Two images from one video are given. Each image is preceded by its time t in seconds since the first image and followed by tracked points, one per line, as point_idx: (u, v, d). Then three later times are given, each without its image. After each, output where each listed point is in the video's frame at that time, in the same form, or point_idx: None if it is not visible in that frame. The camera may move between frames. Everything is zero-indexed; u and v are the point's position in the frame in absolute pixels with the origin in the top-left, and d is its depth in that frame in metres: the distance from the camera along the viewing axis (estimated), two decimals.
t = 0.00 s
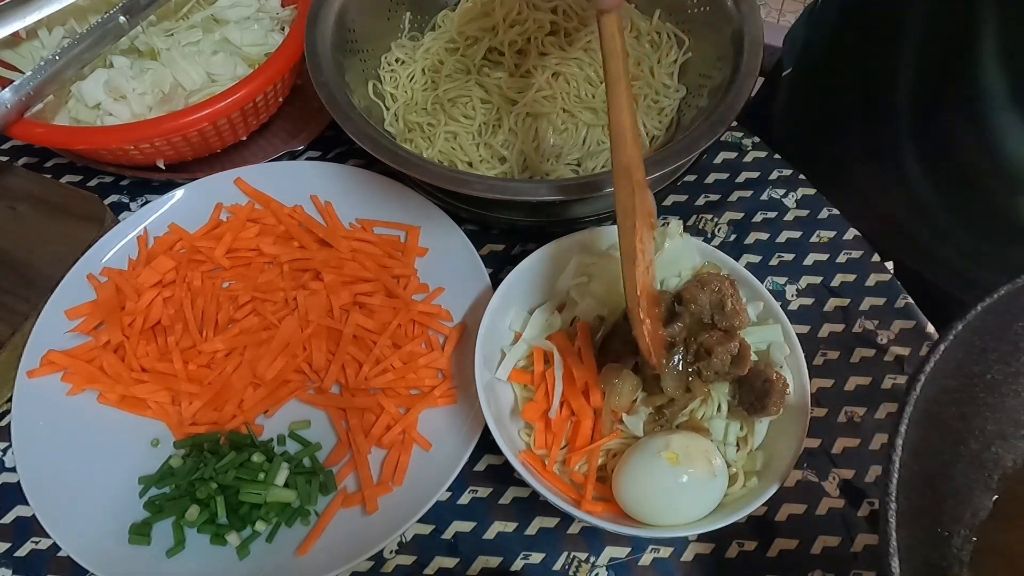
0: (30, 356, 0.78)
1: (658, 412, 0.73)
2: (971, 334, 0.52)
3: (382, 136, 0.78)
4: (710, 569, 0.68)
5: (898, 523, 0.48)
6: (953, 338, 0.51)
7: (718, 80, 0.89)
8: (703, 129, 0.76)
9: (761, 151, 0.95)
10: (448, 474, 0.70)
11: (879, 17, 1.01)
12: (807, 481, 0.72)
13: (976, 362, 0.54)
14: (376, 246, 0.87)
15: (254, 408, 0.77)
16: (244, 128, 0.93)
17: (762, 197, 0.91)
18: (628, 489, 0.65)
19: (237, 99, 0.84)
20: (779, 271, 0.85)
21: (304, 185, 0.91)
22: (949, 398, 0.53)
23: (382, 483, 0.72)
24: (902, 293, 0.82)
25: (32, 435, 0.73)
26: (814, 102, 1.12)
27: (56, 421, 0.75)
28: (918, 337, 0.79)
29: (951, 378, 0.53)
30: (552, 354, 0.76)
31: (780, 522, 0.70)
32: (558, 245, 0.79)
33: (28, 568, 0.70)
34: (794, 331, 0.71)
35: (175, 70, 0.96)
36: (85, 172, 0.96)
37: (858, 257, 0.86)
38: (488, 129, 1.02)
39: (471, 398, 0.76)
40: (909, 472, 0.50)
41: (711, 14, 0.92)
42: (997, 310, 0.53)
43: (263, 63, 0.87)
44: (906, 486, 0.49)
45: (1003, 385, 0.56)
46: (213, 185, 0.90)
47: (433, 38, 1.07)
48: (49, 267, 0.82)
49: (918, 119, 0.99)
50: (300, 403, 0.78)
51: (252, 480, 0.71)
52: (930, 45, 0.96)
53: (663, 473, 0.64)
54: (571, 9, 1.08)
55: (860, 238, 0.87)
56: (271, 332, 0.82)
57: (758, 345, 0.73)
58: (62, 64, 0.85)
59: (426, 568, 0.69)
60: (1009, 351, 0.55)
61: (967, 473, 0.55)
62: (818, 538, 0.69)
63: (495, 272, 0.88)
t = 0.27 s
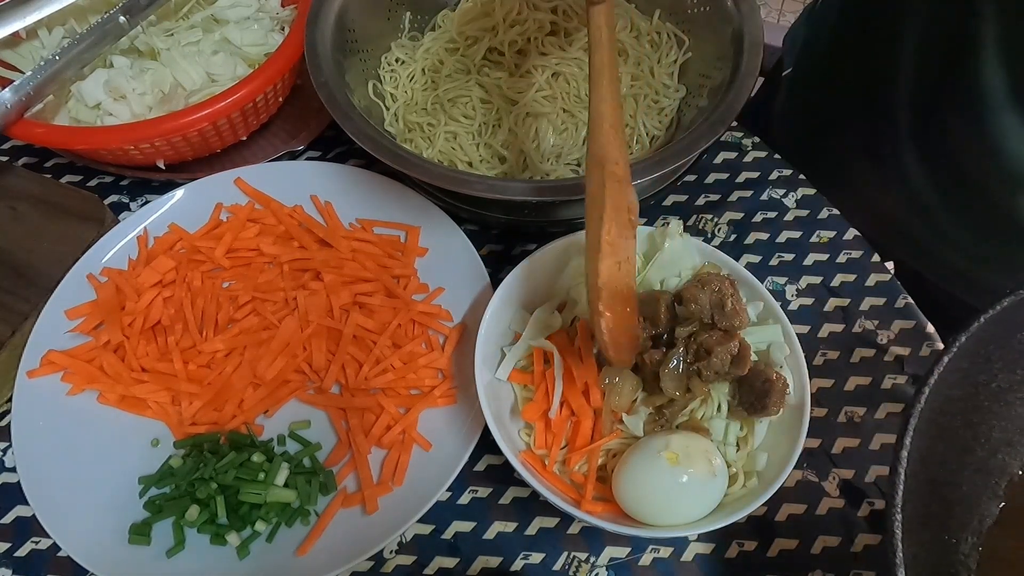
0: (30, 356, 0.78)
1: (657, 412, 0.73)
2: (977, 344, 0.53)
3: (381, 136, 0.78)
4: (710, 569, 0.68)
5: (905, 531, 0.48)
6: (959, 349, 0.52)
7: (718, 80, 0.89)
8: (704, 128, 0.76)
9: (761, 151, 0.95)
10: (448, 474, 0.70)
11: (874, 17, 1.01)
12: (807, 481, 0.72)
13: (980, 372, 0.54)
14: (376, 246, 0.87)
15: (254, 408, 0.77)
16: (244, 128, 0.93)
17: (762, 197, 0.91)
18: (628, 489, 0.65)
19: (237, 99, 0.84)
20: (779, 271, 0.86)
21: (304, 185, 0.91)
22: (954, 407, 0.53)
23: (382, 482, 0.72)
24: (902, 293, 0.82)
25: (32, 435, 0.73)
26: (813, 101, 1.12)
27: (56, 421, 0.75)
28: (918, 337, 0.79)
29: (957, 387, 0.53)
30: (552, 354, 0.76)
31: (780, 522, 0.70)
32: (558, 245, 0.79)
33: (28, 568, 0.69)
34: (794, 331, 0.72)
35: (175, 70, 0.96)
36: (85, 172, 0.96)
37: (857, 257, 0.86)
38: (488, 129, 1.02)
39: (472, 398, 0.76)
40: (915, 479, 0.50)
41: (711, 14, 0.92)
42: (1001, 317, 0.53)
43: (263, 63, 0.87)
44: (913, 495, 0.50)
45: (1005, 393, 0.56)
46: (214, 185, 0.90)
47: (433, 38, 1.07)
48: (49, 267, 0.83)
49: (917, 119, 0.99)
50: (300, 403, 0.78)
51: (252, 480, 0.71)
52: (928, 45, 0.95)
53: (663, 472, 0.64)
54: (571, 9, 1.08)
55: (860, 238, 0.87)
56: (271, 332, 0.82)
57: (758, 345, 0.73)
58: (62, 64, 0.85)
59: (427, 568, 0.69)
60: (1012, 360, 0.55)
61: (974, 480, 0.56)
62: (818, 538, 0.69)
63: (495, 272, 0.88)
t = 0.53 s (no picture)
0: (30, 356, 0.78)
1: (658, 412, 0.73)
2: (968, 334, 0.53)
3: (381, 136, 0.78)
4: (709, 569, 0.68)
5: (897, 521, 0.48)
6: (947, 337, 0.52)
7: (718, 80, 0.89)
8: (703, 129, 0.76)
9: (761, 151, 0.95)
10: (448, 474, 0.70)
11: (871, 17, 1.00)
12: (807, 481, 0.72)
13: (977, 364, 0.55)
14: (376, 246, 0.87)
15: (254, 408, 0.77)
16: (243, 128, 0.93)
17: (762, 197, 0.91)
18: (628, 488, 0.65)
19: (237, 99, 0.84)
20: (779, 271, 0.86)
21: (304, 185, 0.91)
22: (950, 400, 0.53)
23: (382, 483, 0.72)
24: (902, 293, 0.82)
25: (32, 435, 0.73)
26: (813, 101, 1.12)
27: (56, 421, 0.75)
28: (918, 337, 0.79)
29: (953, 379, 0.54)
30: (552, 354, 0.76)
31: (780, 522, 0.70)
32: (559, 245, 0.79)
33: (28, 568, 0.69)
34: (793, 329, 0.71)
35: (174, 70, 0.96)
36: (85, 172, 0.96)
37: (857, 257, 0.86)
38: (488, 129, 1.02)
39: (472, 398, 0.76)
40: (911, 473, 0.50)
41: (711, 14, 0.92)
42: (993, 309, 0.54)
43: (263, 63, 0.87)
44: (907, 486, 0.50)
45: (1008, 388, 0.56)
46: (214, 184, 0.90)
47: (433, 38, 1.07)
48: (49, 267, 0.83)
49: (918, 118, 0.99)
50: (300, 403, 0.78)
51: (252, 480, 0.71)
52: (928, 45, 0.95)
53: (663, 472, 0.64)
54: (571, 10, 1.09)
55: (860, 238, 0.87)
56: (271, 332, 0.82)
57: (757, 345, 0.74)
58: (62, 64, 0.85)
59: (426, 568, 0.69)
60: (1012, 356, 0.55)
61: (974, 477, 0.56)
62: (818, 538, 0.69)
63: (495, 271, 0.88)
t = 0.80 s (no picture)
0: (30, 356, 0.78)
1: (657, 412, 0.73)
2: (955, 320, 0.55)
3: (381, 136, 0.78)
4: (709, 570, 0.68)
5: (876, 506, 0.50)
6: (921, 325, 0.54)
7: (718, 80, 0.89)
8: (703, 128, 0.76)
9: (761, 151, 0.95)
10: (448, 474, 0.70)
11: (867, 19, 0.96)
12: (807, 481, 0.72)
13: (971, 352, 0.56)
14: (376, 246, 0.87)
15: (254, 408, 0.77)
16: (243, 128, 0.93)
17: (762, 197, 0.91)
18: (628, 488, 0.65)
19: (237, 99, 0.84)
20: (779, 271, 0.85)
21: (304, 185, 0.91)
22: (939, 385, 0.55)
23: (382, 483, 0.72)
24: (902, 293, 0.82)
25: (32, 435, 0.73)
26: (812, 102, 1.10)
27: (56, 421, 0.75)
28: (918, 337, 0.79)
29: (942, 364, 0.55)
30: (552, 354, 0.76)
31: (780, 522, 0.70)
32: (559, 244, 0.79)
33: (28, 568, 0.69)
34: (794, 330, 0.71)
35: (174, 70, 0.96)
36: (85, 172, 0.95)
37: (857, 257, 0.86)
38: (488, 129, 1.02)
39: (472, 398, 0.76)
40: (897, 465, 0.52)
41: (711, 14, 0.92)
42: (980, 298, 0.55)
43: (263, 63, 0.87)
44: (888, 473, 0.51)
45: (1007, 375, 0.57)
46: (214, 185, 0.90)
47: (433, 38, 1.07)
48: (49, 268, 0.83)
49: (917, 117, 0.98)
50: (300, 403, 0.78)
51: (252, 480, 0.71)
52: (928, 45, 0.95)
53: (663, 472, 0.64)
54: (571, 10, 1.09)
55: (860, 238, 0.87)
56: (271, 332, 0.82)
57: (758, 345, 0.73)
58: (62, 64, 0.85)
59: (426, 568, 0.69)
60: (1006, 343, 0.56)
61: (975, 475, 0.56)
62: (818, 538, 0.69)
63: (495, 271, 0.88)
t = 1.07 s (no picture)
0: (30, 356, 0.78)
1: (657, 411, 0.73)
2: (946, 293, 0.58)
3: (381, 136, 0.78)
4: (709, 570, 0.68)
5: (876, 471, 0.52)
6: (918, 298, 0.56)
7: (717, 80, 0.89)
8: (703, 128, 0.76)
9: (760, 152, 0.95)
10: (448, 474, 0.70)
11: None
12: (807, 481, 0.72)
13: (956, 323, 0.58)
14: (376, 246, 0.87)
15: (254, 408, 0.77)
16: (243, 128, 0.93)
17: (762, 197, 0.91)
18: (628, 488, 0.65)
19: (237, 100, 0.84)
20: (779, 271, 0.86)
21: (304, 185, 0.91)
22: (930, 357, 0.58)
23: (382, 482, 0.72)
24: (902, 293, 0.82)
25: (32, 435, 0.73)
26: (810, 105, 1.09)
27: (56, 421, 0.75)
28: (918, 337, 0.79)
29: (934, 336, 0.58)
30: (552, 354, 0.76)
31: (780, 522, 0.70)
32: (559, 244, 0.79)
33: (28, 568, 0.70)
34: (793, 329, 0.71)
35: (174, 70, 0.96)
36: (85, 173, 0.96)
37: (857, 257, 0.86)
38: (488, 129, 1.02)
39: (471, 398, 0.76)
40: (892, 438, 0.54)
41: (711, 14, 0.92)
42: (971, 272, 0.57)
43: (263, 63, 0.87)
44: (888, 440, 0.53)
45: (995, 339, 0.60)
46: (214, 185, 0.90)
47: (433, 38, 1.07)
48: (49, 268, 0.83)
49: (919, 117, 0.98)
50: (300, 403, 0.78)
51: (252, 480, 0.71)
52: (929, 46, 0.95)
53: (663, 472, 0.64)
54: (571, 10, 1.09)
55: (860, 238, 0.87)
56: (271, 332, 0.82)
57: (758, 345, 0.74)
58: (62, 64, 0.85)
59: (427, 568, 0.69)
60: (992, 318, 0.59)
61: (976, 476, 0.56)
62: (818, 538, 0.69)
63: (495, 271, 0.88)
